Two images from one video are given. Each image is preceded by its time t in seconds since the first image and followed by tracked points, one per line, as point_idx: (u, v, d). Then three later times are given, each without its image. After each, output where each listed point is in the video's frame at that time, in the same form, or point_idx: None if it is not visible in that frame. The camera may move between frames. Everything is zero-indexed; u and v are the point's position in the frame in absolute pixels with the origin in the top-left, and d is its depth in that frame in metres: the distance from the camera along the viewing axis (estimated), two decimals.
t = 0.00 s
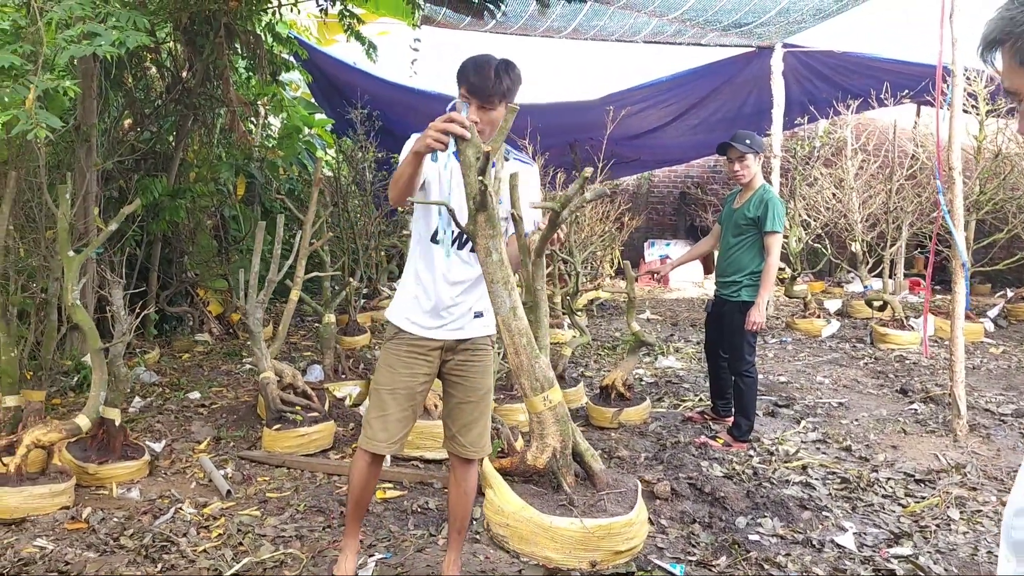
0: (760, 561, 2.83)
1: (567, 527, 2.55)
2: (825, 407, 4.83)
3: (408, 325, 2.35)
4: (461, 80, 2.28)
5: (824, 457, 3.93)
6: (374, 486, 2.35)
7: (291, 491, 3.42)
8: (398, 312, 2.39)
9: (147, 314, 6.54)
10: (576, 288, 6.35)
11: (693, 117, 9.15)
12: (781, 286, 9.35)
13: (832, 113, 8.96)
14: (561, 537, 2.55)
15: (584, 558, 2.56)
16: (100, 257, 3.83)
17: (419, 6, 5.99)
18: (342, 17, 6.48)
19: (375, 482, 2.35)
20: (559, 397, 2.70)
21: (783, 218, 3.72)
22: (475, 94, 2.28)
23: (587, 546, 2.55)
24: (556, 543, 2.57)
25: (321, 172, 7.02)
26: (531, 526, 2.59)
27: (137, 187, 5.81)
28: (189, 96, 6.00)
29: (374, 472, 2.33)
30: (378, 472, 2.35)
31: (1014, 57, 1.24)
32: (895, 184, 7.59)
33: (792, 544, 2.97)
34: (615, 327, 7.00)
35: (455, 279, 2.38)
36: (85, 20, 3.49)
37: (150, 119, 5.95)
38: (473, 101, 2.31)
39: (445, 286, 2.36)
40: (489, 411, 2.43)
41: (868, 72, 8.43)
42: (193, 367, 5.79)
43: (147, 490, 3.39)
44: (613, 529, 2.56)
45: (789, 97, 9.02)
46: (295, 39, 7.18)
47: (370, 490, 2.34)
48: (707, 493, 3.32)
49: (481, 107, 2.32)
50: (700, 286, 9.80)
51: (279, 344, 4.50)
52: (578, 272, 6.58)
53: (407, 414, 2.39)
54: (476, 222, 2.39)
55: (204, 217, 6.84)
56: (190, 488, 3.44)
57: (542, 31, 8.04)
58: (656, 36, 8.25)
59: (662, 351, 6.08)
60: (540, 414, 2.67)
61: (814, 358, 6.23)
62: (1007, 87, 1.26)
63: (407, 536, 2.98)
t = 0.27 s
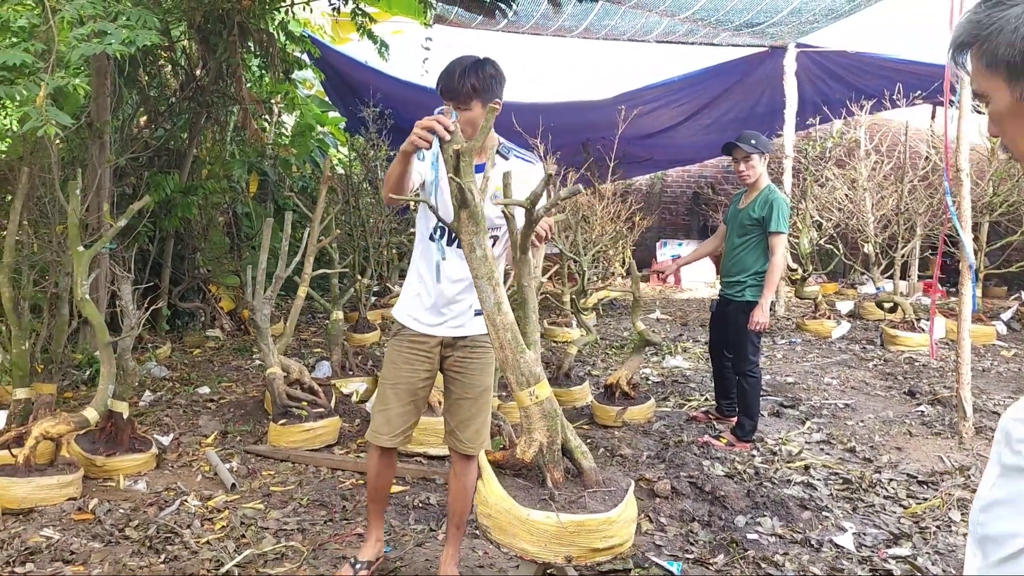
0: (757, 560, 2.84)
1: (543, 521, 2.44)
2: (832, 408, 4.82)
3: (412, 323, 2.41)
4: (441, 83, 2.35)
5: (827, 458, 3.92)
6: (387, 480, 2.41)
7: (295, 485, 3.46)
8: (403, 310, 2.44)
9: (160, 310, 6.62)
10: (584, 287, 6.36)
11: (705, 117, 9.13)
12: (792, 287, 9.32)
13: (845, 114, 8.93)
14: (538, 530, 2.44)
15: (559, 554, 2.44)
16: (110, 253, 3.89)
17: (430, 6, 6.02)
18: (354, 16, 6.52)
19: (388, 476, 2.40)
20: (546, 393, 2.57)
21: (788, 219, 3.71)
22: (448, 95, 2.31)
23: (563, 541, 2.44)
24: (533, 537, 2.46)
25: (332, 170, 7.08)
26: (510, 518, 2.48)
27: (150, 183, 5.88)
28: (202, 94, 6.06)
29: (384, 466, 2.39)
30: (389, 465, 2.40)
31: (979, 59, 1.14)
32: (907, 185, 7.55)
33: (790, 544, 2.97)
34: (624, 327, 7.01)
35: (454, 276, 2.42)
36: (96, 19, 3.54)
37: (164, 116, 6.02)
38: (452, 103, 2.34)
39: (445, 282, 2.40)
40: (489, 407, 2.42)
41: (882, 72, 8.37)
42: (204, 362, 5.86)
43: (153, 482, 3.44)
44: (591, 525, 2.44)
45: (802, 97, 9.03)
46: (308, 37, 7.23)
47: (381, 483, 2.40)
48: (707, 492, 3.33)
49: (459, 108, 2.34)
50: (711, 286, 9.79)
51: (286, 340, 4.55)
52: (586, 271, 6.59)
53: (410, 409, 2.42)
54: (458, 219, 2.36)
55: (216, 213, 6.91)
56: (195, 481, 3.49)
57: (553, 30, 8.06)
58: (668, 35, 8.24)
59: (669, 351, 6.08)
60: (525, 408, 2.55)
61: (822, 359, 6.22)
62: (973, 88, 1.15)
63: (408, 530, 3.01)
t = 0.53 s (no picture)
0: (756, 554, 2.85)
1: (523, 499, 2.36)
2: (839, 405, 4.81)
3: (413, 319, 2.49)
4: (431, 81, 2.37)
5: (831, 454, 3.92)
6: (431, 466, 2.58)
7: (300, 476, 3.50)
8: (408, 308, 2.52)
9: (173, 304, 6.69)
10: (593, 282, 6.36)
11: (717, 112, 9.11)
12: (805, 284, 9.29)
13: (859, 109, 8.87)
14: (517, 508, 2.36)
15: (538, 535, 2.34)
16: (121, 247, 3.94)
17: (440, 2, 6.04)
18: (365, 13, 6.55)
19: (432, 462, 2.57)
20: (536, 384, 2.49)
21: (793, 215, 3.70)
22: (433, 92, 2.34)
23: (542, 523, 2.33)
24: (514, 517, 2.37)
25: (344, 165, 7.12)
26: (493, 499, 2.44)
27: (163, 179, 5.95)
28: (215, 90, 6.11)
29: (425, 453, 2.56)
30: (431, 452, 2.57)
31: (950, 54, 1.15)
32: (920, 181, 7.50)
33: (790, 539, 2.98)
34: (633, 322, 7.02)
35: (446, 272, 2.44)
36: (106, 15, 3.59)
37: (178, 112, 6.08)
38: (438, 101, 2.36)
39: (437, 279, 2.44)
40: (484, 398, 2.44)
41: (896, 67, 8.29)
42: (215, 356, 5.92)
43: (162, 472, 3.49)
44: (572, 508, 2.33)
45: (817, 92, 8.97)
46: (320, 33, 7.27)
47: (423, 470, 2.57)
48: (708, 486, 3.35)
49: (444, 105, 2.34)
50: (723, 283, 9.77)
51: (294, 334, 4.59)
52: (595, 267, 6.60)
53: (424, 402, 2.52)
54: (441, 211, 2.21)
55: (229, 209, 6.97)
56: (202, 472, 3.54)
57: (564, 26, 8.06)
58: (679, 31, 8.22)
59: (678, 346, 6.09)
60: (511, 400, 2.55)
61: (832, 355, 6.20)
62: (946, 83, 1.17)
63: (410, 522, 3.04)
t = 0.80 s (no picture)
0: (761, 546, 2.85)
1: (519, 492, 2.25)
2: (847, 399, 4.79)
3: (417, 308, 2.53)
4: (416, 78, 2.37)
5: (839, 447, 3.92)
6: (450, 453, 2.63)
7: (308, 468, 3.53)
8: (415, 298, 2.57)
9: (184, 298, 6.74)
10: (602, 277, 6.36)
11: (727, 107, 9.08)
12: (815, 278, 9.26)
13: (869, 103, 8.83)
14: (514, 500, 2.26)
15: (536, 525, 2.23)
16: (131, 241, 3.97)
17: None
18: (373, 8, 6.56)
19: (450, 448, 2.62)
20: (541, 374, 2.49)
21: (800, 208, 3.70)
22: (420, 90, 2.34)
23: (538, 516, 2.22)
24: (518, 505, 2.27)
25: (353, 161, 7.15)
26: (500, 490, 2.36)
27: (173, 174, 5.98)
28: (225, 86, 6.13)
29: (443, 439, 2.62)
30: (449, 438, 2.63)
31: (947, 39, 1.19)
32: (931, 175, 7.46)
33: (795, 531, 2.98)
34: (641, 317, 7.01)
35: (446, 261, 2.46)
36: (116, 11, 3.61)
37: (188, 108, 6.11)
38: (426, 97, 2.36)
39: (437, 268, 2.47)
40: (483, 384, 2.43)
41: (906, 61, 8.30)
42: (225, 350, 5.95)
43: (171, 464, 3.53)
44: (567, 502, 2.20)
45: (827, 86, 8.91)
46: (329, 29, 7.29)
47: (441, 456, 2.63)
48: (714, 479, 3.35)
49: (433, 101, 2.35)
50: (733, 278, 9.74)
51: (302, 327, 4.62)
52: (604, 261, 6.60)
53: (434, 390, 2.56)
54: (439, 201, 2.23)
55: (239, 204, 7.00)
56: (211, 463, 3.57)
57: (573, 21, 8.06)
58: (688, 24, 8.20)
59: (686, 341, 6.08)
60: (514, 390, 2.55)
61: (841, 350, 6.18)
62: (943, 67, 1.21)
63: (416, 513, 3.06)
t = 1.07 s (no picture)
0: (770, 542, 2.84)
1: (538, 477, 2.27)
2: (855, 395, 4.78)
3: (422, 303, 2.53)
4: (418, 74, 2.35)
5: (847, 443, 3.91)
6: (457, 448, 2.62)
7: (316, 464, 3.53)
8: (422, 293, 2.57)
9: (191, 296, 6.75)
10: (609, 273, 6.35)
11: (735, 103, 9.06)
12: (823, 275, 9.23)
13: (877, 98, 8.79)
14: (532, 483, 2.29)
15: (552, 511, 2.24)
16: (140, 238, 3.97)
17: None
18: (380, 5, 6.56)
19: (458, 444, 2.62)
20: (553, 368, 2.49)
21: (809, 204, 3.69)
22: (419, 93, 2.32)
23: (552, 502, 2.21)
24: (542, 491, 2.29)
25: (360, 158, 7.15)
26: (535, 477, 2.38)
27: (180, 171, 5.99)
28: (232, 84, 6.13)
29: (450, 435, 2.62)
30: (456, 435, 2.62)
31: (971, 29, 1.16)
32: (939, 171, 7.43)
33: (804, 527, 2.97)
34: (648, 313, 7.00)
35: (452, 258, 2.46)
36: (124, 9, 3.60)
37: (195, 106, 6.11)
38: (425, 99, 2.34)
39: (443, 264, 2.47)
40: (491, 379, 2.43)
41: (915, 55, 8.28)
42: (232, 347, 5.97)
43: (180, 460, 3.54)
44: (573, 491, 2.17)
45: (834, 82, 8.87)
46: (336, 26, 7.30)
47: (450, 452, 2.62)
48: (723, 475, 3.35)
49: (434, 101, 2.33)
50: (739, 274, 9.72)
51: (310, 323, 4.62)
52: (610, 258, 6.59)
53: (442, 384, 2.57)
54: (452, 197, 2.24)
55: (246, 201, 7.01)
56: (220, 460, 3.58)
57: (579, 17, 8.05)
58: (695, 20, 8.18)
59: (693, 337, 6.07)
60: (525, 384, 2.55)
61: (849, 346, 6.16)
62: (966, 59, 1.17)
63: (424, 509, 3.07)
